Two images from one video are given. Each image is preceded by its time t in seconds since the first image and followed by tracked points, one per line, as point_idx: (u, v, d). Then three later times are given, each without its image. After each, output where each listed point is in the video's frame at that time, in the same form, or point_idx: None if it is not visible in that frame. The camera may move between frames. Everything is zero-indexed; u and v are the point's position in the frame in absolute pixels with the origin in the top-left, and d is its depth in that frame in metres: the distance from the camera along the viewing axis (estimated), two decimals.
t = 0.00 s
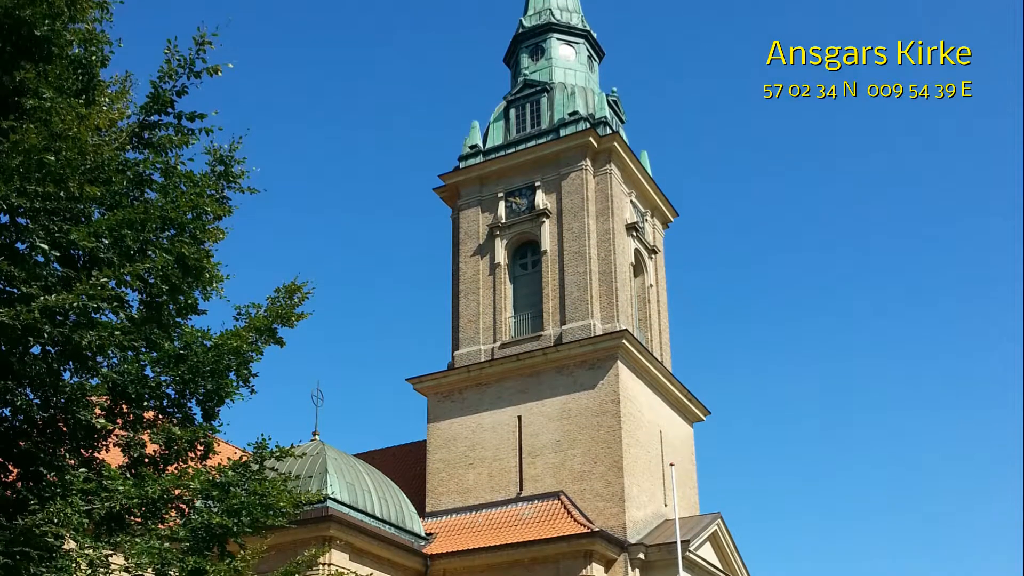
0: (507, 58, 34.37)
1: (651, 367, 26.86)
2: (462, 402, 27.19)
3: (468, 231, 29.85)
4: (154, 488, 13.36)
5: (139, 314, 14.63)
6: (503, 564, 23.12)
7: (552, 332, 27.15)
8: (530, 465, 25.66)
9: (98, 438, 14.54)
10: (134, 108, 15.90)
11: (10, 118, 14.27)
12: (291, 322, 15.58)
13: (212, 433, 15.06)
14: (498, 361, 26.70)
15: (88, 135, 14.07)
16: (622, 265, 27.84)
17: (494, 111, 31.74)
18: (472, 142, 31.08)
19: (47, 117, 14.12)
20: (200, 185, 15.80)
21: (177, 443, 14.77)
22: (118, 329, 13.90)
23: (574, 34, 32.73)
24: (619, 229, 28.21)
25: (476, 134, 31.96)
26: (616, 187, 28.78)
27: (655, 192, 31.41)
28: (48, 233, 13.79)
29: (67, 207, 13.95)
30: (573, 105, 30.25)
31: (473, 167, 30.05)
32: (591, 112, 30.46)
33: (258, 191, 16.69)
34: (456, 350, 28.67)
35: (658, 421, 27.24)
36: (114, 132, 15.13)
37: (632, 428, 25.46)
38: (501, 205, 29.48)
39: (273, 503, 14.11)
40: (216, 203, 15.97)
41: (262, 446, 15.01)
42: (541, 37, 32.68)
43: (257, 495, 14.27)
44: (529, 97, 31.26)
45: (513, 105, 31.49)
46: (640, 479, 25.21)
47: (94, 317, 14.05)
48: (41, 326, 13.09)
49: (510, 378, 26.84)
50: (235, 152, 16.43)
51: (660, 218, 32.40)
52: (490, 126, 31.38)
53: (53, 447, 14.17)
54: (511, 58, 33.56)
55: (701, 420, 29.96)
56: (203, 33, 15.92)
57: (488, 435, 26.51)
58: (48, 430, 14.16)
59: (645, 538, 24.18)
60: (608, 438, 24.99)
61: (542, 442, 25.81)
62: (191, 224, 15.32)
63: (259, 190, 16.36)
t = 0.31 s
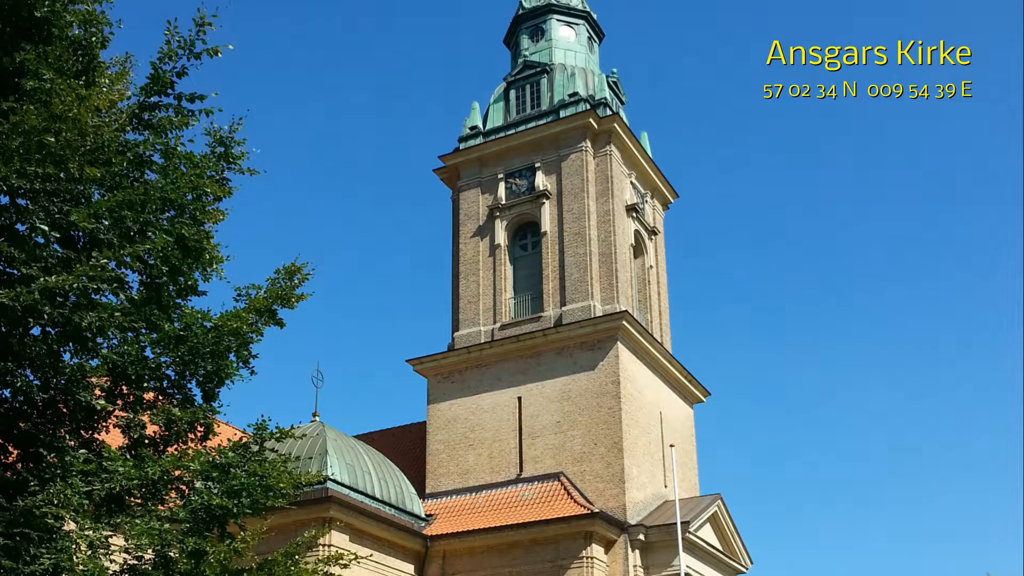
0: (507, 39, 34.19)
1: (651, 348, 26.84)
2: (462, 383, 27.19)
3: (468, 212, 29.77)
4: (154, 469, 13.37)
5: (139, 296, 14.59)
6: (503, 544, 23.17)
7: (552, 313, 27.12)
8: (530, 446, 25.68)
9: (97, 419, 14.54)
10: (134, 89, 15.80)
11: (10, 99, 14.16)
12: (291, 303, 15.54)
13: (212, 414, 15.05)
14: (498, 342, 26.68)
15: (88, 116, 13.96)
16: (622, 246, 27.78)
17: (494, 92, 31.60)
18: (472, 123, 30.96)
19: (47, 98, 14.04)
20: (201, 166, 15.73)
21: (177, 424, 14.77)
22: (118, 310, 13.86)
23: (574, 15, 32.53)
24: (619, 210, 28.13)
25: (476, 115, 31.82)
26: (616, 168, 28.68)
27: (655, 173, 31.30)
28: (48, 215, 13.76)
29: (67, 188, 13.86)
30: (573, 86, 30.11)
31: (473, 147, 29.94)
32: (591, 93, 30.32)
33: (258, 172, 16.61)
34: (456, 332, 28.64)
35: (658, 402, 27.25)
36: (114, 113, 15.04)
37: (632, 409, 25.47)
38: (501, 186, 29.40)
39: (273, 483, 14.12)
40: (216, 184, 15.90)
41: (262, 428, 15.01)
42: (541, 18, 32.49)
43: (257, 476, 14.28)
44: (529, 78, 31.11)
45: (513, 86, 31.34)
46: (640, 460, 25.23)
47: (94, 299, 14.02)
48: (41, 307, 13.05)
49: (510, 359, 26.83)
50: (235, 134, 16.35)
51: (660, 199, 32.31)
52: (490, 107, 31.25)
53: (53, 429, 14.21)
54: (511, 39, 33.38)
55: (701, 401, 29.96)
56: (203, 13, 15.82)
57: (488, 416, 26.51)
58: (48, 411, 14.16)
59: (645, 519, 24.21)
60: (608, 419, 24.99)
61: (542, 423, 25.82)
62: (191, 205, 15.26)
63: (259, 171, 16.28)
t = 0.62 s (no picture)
0: (507, 20, 34.02)
1: (651, 329, 26.81)
2: (462, 364, 27.18)
3: (468, 193, 29.69)
4: (154, 450, 13.36)
5: (139, 277, 14.54)
6: (503, 525, 23.21)
7: (552, 294, 27.08)
8: (530, 428, 25.70)
9: (97, 401, 14.52)
10: (134, 70, 15.70)
11: (10, 80, 14.07)
12: (291, 285, 15.50)
13: (212, 395, 15.04)
14: (498, 323, 26.66)
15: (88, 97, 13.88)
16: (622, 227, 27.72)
17: (494, 73, 31.45)
18: (472, 104, 30.83)
19: (47, 79, 13.95)
20: (200, 147, 15.66)
21: (177, 405, 14.76)
22: (118, 292, 13.83)
23: None
24: (619, 191, 28.05)
25: (476, 96, 31.69)
26: (615, 149, 28.58)
27: (655, 154, 31.19)
28: (48, 195, 13.69)
29: (67, 169, 13.79)
30: (573, 67, 29.97)
31: (473, 129, 29.84)
32: (591, 74, 30.19)
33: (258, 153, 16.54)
34: (456, 313, 28.61)
35: (658, 383, 27.24)
36: (113, 94, 14.95)
37: (632, 390, 25.46)
38: (501, 167, 29.30)
39: (273, 464, 14.11)
40: (216, 165, 15.83)
41: (262, 409, 14.98)
42: None
43: (257, 457, 14.27)
44: (529, 59, 30.96)
45: (513, 67, 31.18)
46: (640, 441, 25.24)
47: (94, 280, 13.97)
48: (41, 288, 13.00)
49: (510, 340, 26.82)
50: (235, 115, 16.27)
51: (660, 180, 32.21)
52: (490, 89, 31.11)
53: (53, 410, 14.20)
54: (511, 20, 33.20)
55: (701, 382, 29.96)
56: None
57: (488, 397, 26.52)
58: (48, 392, 14.14)
59: (645, 500, 24.24)
60: (608, 400, 24.99)
61: (542, 404, 25.82)
62: (191, 186, 15.20)
63: (259, 152, 16.20)
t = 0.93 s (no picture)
0: None
1: (651, 308, 26.78)
2: (462, 343, 27.17)
3: (468, 173, 29.60)
4: (154, 430, 13.36)
5: (139, 256, 14.48)
6: (503, 504, 23.26)
7: (552, 274, 27.03)
8: (530, 406, 25.71)
9: (97, 380, 14.50)
10: (134, 49, 15.60)
11: (10, 60, 13.98)
12: (291, 264, 15.46)
13: (212, 374, 15.02)
14: (497, 302, 26.62)
15: (88, 77, 13.81)
16: (622, 206, 27.64)
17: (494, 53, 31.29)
18: (472, 83, 30.68)
19: (47, 59, 13.88)
20: (201, 126, 15.58)
21: (177, 384, 14.75)
22: (118, 271, 13.79)
23: None
24: (619, 170, 27.96)
25: (476, 75, 31.53)
26: (615, 128, 28.47)
27: (655, 132, 31.07)
28: (48, 174, 13.61)
29: (67, 148, 13.71)
30: (573, 46, 29.80)
31: (473, 108, 29.71)
32: (591, 54, 30.03)
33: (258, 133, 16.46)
34: (456, 292, 28.57)
35: (658, 362, 27.24)
36: (113, 73, 14.86)
37: (632, 369, 25.46)
38: (500, 146, 29.19)
39: (273, 443, 14.12)
40: (217, 144, 15.76)
41: (262, 388, 14.97)
42: None
43: (257, 437, 14.27)
44: (529, 39, 30.78)
45: (513, 46, 31.01)
46: (640, 420, 25.26)
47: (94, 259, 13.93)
48: (41, 267, 12.96)
49: (510, 319, 26.80)
50: (235, 94, 16.19)
51: (660, 159, 32.11)
52: (490, 68, 30.95)
53: (53, 389, 14.05)
54: None
55: (701, 361, 29.96)
56: None
57: (488, 376, 26.52)
58: (48, 371, 14.09)
59: (645, 479, 24.26)
60: (608, 379, 24.98)
61: (542, 383, 25.83)
62: (191, 165, 15.14)
63: (259, 131, 16.12)
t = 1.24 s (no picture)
0: None
1: (651, 289, 26.74)
2: (462, 324, 27.15)
3: (468, 154, 29.50)
4: (154, 411, 13.34)
5: (139, 237, 14.44)
6: (504, 486, 23.30)
7: (552, 255, 26.97)
8: (531, 388, 25.71)
9: (97, 361, 14.47)
10: (133, 31, 15.51)
11: (10, 41, 13.89)
12: (291, 245, 15.42)
13: (212, 355, 15.00)
14: (497, 284, 26.59)
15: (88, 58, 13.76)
16: (622, 187, 27.55)
17: (494, 34, 31.12)
18: (472, 64, 30.54)
19: (47, 40, 13.81)
20: (201, 107, 15.51)
21: (177, 365, 14.72)
22: (118, 253, 13.74)
23: None
24: (619, 151, 27.85)
25: (476, 56, 31.38)
26: (615, 109, 28.35)
27: (655, 113, 30.95)
28: (48, 155, 13.53)
29: (67, 130, 13.64)
30: (573, 27, 29.63)
31: (473, 89, 29.58)
32: (591, 35, 29.87)
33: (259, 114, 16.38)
34: (456, 273, 28.52)
35: (658, 343, 27.22)
36: (113, 54, 14.78)
37: (632, 350, 25.45)
38: (500, 127, 29.08)
39: (273, 425, 14.11)
40: (217, 126, 15.69)
41: (262, 368, 14.96)
42: None
43: (257, 418, 14.26)
44: (529, 19, 30.61)
45: (513, 27, 30.84)
46: (640, 401, 25.26)
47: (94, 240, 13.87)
48: (41, 249, 12.91)
49: (510, 300, 26.76)
50: (235, 75, 16.10)
51: (660, 140, 31.99)
52: (490, 49, 30.79)
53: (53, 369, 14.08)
54: None
55: (701, 342, 29.95)
56: None
57: (488, 357, 26.52)
58: (48, 352, 14.07)
59: (645, 460, 24.28)
60: (608, 360, 24.96)
61: (542, 364, 25.82)
62: (191, 146, 15.07)
63: (259, 112, 16.04)
